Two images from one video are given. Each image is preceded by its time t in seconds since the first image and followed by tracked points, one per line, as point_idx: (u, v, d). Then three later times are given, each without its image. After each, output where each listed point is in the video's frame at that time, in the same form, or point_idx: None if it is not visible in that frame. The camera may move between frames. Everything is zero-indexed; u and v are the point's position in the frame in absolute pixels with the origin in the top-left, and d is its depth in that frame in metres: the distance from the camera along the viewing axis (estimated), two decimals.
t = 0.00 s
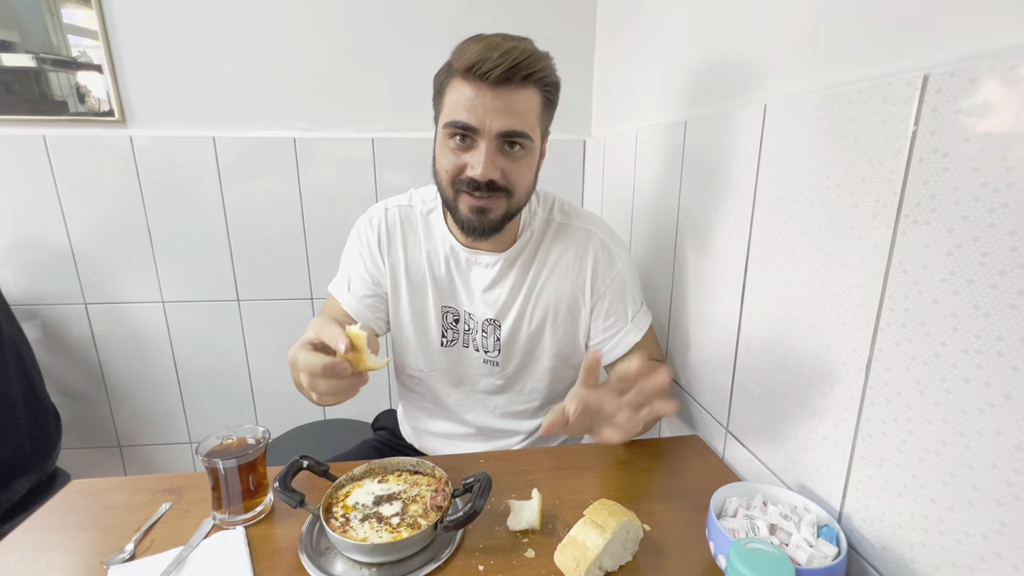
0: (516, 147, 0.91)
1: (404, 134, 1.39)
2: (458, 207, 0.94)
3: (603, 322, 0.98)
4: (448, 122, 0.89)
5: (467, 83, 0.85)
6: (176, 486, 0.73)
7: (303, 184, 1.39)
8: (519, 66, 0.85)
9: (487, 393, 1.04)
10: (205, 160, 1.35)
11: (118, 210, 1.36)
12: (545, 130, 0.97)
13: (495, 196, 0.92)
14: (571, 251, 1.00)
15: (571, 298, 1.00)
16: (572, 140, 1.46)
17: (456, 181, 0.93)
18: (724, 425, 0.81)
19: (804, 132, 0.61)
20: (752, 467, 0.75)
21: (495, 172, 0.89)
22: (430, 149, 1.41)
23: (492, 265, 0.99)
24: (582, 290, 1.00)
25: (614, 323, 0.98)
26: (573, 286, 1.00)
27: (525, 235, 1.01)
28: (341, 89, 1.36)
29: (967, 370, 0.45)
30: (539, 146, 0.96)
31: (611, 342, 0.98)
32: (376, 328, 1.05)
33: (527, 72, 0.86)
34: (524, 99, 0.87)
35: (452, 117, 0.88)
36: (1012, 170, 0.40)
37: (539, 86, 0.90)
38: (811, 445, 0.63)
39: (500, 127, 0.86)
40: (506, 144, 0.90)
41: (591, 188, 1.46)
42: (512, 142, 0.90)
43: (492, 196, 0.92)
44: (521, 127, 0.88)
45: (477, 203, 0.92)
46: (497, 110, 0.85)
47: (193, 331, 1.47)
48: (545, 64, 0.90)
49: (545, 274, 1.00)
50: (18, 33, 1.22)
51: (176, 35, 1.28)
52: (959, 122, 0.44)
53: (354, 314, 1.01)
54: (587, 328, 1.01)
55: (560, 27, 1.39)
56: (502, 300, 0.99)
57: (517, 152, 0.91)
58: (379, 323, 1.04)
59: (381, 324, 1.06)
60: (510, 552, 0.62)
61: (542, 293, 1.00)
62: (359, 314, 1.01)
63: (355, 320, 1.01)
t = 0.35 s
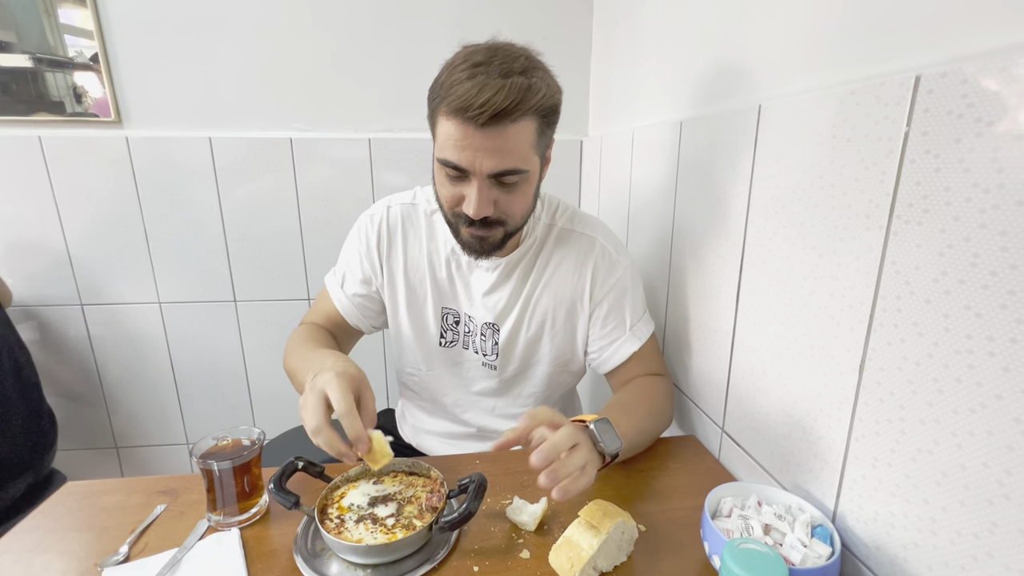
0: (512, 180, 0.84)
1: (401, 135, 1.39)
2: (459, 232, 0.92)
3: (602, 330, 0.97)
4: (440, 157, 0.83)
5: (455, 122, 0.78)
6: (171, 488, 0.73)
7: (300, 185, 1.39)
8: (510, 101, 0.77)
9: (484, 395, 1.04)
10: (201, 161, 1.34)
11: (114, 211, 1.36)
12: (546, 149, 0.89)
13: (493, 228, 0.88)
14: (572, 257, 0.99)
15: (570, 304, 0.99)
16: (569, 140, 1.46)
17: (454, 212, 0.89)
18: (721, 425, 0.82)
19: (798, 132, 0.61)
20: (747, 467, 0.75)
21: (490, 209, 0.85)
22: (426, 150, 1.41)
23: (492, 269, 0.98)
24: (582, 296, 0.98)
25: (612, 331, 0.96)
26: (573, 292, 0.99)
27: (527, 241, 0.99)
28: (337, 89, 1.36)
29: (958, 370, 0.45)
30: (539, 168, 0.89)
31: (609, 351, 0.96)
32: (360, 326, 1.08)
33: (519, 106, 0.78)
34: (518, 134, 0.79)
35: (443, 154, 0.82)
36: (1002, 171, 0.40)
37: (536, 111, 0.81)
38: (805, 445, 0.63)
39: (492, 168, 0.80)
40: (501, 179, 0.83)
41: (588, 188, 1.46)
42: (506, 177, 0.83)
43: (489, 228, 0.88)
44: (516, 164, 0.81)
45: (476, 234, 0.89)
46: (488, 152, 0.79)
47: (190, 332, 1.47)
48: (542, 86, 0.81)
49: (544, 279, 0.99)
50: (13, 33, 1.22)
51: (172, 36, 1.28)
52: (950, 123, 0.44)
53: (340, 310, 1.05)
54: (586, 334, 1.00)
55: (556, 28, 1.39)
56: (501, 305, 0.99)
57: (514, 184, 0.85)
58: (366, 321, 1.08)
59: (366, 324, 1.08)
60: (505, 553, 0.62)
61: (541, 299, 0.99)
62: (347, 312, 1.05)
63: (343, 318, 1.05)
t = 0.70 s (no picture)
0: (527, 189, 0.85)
1: (401, 136, 1.40)
2: (470, 237, 0.92)
3: (605, 331, 0.97)
4: (455, 164, 0.83)
5: (473, 132, 0.78)
6: (176, 488, 0.74)
7: (301, 186, 1.39)
8: (529, 113, 0.77)
9: (487, 394, 1.05)
10: (202, 162, 1.35)
11: (115, 212, 1.36)
12: (560, 157, 0.89)
13: (506, 235, 0.89)
14: (577, 261, 0.99)
15: (575, 305, 0.99)
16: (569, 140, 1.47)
17: (466, 217, 0.89)
18: (721, 425, 0.82)
19: (798, 134, 0.62)
20: (748, 467, 0.76)
21: (504, 217, 0.85)
22: (427, 150, 1.41)
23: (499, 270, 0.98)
24: (587, 297, 0.98)
25: (616, 332, 0.96)
26: (578, 294, 0.98)
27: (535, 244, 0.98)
28: (338, 90, 1.36)
29: (957, 370, 0.45)
30: (553, 176, 0.89)
31: (611, 351, 0.97)
32: (366, 321, 1.05)
33: (539, 116, 0.78)
34: (535, 145, 0.80)
35: (459, 161, 0.81)
36: (1001, 173, 0.41)
37: (553, 122, 0.81)
38: (806, 445, 0.64)
39: (508, 178, 0.80)
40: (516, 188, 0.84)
41: (588, 189, 1.46)
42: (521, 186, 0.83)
43: (501, 235, 0.89)
44: (531, 175, 0.81)
45: (486, 240, 0.90)
46: (505, 163, 0.79)
47: (192, 333, 1.48)
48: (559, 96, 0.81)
49: (549, 280, 0.99)
50: (14, 34, 1.22)
51: (173, 37, 1.28)
52: (949, 126, 0.44)
53: (347, 302, 1.01)
54: (590, 335, 1.00)
55: (556, 29, 1.40)
56: (507, 305, 0.99)
57: (527, 193, 0.85)
58: (371, 316, 1.05)
59: (372, 318, 1.06)
60: (508, 553, 0.63)
61: (545, 300, 0.99)
62: (355, 305, 1.02)
63: (352, 310, 1.02)
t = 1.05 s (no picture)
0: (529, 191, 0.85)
1: (395, 136, 1.39)
2: (469, 236, 0.92)
3: (603, 331, 0.97)
4: (457, 164, 0.82)
5: (477, 133, 0.77)
6: (167, 492, 0.73)
7: (295, 186, 1.39)
8: (535, 116, 0.77)
9: (484, 395, 1.05)
10: (195, 162, 1.34)
11: (106, 212, 1.35)
12: (563, 160, 0.89)
13: (506, 237, 0.89)
14: (576, 261, 0.98)
15: (574, 304, 0.99)
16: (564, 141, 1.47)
17: (466, 216, 0.89)
18: (716, 425, 0.82)
19: (792, 134, 0.62)
20: (743, 467, 0.76)
21: (505, 218, 0.85)
22: (422, 150, 1.41)
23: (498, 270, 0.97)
24: (585, 297, 0.98)
25: (614, 331, 0.96)
26: (576, 293, 0.98)
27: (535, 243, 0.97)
28: (332, 89, 1.36)
29: (951, 370, 0.45)
30: (555, 178, 0.89)
31: (608, 350, 0.97)
32: (377, 323, 1.05)
33: (544, 119, 0.78)
34: (539, 147, 0.79)
35: (462, 162, 0.81)
36: (993, 173, 0.41)
37: (557, 125, 0.80)
38: (800, 445, 0.64)
39: (511, 180, 0.80)
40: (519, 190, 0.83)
41: (583, 189, 1.47)
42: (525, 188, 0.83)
43: (501, 236, 0.88)
44: (534, 178, 0.81)
45: (486, 240, 0.90)
46: (508, 164, 0.79)
47: (184, 334, 1.46)
48: (564, 98, 0.81)
49: (548, 280, 0.99)
50: (3, 32, 1.20)
51: (165, 36, 1.27)
52: (942, 127, 0.45)
53: (356, 305, 1.01)
54: (588, 335, 1.00)
55: (551, 29, 1.40)
56: (506, 305, 0.99)
57: (530, 196, 0.85)
58: (382, 318, 1.05)
59: (382, 319, 1.05)
60: (504, 555, 0.62)
61: (545, 300, 0.99)
62: (361, 307, 1.01)
63: (359, 313, 1.01)
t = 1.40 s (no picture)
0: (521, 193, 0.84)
1: (391, 137, 1.39)
2: (462, 237, 0.92)
3: (597, 330, 0.97)
4: (450, 165, 0.82)
5: (469, 133, 0.77)
6: (161, 493, 0.73)
7: (290, 186, 1.38)
8: (526, 118, 0.76)
9: (479, 395, 1.05)
10: (190, 162, 1.33)
11: (100, 212, 1.34)
12: (556, 161, 0.88)
13: (499, 239, 0.89)
14: (571, 261, 0.98)
15: (569, 305, 0.99)
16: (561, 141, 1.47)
17: (460, 217, 0.89)
18: (712, 426, 0.82)
19: (786, 135, 0.62)
20: (738, 467, 0.76)
21: (497, 219, 0.85)
22: (417, 151, 1.40)
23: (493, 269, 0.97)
24: (580, 297, 0.98)
25: (608, 331, 0.96)
26: (571, 293, 0.98)
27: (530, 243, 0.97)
28: (328, 89, 1.35)
29: (943, 370, 0.46)
30: (548, 180, 0.89)
31: (603, 350, 0.97)
32: (365, 316, 1.03)
33: (536, 120, 0.78)
34: (531, 148, 0.79)
35: (454, 162, 0.81)
36: (985, 174, 0.41)
37: (550, 126, 0.80)
38: (794, 445, 0.64)
39: (503, 181, 0.80)
40: (512, 191, 0.83)
41: (579, 189, 1.47)
42: (517, 190, 0.83)
43: (494, 237, 0.88)
44: (526, 179, 0.81)
45: (478, 241, 0.89)
46: (500, 165, 0.79)
47: (179, 335, 1.46)
48: (557, 99, 0.81)
49: (543, 280, 0.99)
50: None
51: (160, 35, 1.27)
52: (935, 128, 0.45)
53: (346, 295, 0.99)
54: (583, 335, 1.00)
55: (547, 30, 1.40)
56: (500, 305, 0.99)
57: (522, 197, 0.85)
58: (369, 312, 1.02)
59: (371, 312, 1.03)
60: (501, 555, 0.62)
61: (539, 300, 0.99)
62: (352, 298, 0.99)
63: (348, 304, 0.99)
